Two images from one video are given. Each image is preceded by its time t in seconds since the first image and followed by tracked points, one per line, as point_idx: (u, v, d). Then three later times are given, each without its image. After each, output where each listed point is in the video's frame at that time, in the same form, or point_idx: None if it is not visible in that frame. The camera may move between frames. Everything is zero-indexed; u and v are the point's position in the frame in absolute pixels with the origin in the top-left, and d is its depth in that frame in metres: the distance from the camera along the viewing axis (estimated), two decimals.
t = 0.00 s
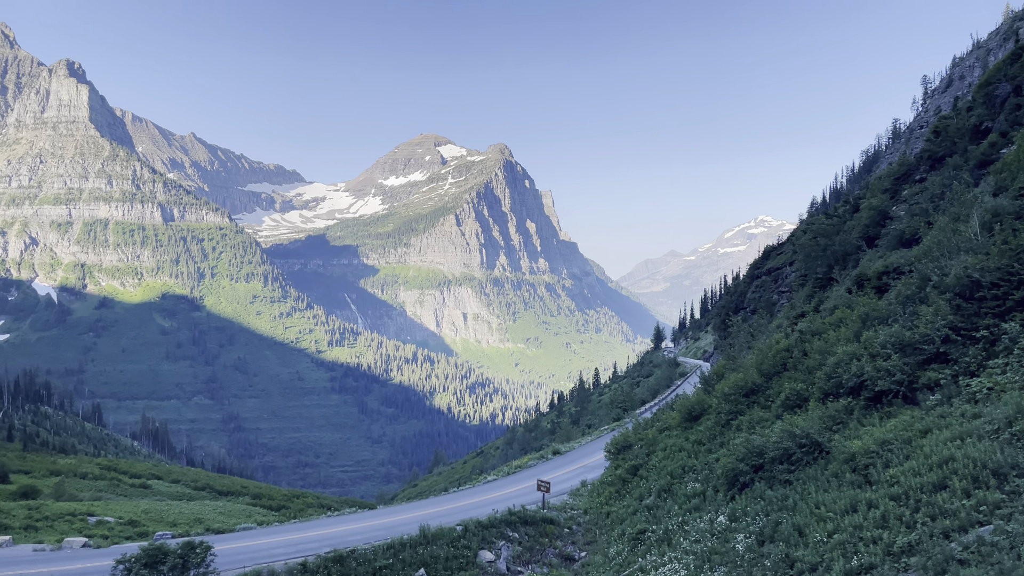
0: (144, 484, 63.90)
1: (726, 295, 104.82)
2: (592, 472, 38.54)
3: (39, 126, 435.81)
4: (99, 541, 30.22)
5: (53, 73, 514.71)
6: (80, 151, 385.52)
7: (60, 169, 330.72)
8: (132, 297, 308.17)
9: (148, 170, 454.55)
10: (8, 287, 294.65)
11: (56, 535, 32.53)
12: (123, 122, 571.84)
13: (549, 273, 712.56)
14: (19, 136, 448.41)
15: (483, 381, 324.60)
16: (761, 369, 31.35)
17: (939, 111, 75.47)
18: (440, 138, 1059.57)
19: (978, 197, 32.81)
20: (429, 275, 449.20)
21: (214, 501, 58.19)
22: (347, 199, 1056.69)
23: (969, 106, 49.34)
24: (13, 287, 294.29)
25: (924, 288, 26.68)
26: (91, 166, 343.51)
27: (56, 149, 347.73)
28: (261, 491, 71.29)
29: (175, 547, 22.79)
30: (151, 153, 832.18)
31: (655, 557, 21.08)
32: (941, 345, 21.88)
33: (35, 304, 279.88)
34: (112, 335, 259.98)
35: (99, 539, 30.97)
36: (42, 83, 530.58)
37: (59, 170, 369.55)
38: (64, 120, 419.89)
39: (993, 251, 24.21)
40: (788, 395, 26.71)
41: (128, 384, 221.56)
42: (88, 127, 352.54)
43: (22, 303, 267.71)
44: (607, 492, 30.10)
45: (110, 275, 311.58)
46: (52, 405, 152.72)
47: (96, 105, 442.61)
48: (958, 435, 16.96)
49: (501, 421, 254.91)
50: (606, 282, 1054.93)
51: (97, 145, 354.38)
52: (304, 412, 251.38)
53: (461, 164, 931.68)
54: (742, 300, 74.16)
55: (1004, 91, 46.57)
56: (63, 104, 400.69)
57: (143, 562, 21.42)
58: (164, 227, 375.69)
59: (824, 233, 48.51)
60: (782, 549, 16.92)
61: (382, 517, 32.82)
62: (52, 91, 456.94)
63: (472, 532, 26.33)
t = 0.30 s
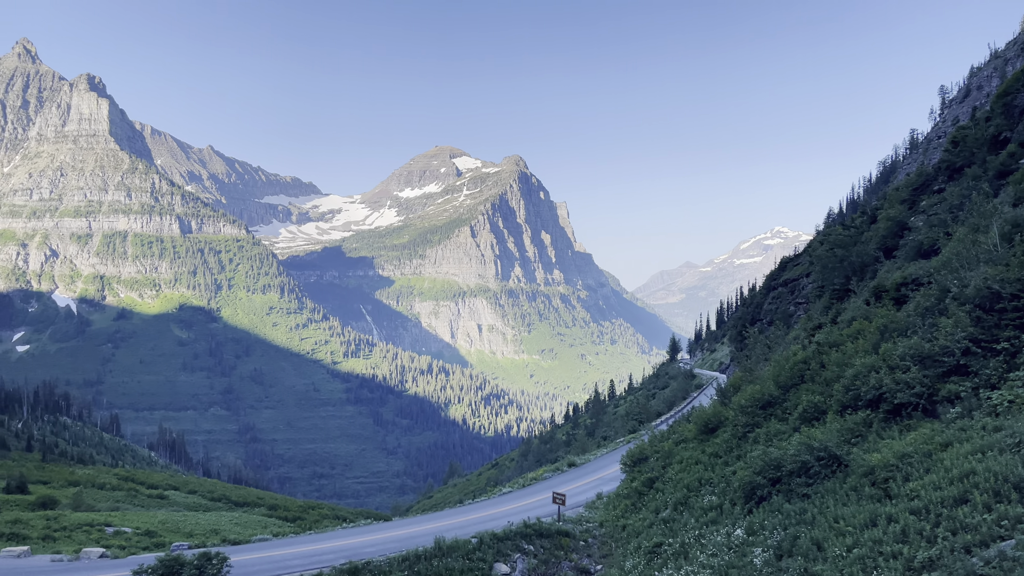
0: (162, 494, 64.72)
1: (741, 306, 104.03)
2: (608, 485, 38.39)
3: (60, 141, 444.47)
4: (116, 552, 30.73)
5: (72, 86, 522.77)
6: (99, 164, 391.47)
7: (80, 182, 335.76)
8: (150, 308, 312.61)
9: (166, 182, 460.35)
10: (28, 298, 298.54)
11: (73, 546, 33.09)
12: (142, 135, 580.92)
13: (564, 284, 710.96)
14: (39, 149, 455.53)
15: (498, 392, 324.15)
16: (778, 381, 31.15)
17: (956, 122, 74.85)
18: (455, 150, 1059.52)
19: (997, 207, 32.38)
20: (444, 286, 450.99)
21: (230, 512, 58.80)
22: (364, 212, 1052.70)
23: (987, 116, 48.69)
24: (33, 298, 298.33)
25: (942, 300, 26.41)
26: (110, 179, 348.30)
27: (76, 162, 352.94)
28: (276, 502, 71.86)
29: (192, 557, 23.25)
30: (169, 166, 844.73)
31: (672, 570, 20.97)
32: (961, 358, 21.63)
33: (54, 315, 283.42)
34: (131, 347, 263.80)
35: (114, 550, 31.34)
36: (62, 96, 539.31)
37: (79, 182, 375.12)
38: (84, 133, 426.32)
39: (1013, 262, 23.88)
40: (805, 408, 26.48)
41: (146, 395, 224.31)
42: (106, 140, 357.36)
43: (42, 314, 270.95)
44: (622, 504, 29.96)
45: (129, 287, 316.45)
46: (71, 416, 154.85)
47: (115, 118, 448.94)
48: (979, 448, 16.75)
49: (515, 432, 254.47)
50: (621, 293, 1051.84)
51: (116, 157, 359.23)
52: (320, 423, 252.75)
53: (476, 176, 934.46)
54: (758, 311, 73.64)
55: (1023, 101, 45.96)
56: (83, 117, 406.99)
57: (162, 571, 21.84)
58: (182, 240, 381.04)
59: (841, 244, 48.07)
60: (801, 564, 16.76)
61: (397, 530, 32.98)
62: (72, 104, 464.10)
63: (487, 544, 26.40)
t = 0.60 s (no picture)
0: (180, 502, 65.87)
1: (759, 314, 103.08)
2: (625, 494, 38.29)
3: (82, 151, 453.20)
4: (134, 559, 31.26)
5: (94, 97, 532.02)
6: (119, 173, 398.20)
7: (101, 192, 342.08)
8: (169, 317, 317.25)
9: (184, 191, 466.77)
10: (49, 306, 303.55)
11: (93, 553, 33.83)
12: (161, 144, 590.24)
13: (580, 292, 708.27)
14: (62, 160, 464.92)
15: (514, 400, 323.47)
16: (797, 390, 30.91)
17: (976, 128, 73.71)
18: (471, 159, 1060.57)
19: (1018, 213, 31.86)
20: (460, 294, 452.49)
21: (247, 519, 59.54)
22: (380, 220, 1058.90)
23: (1008, 122, 47.83)
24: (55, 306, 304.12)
25: (963, 309, 26.08)
26: (130, 188, 354.25)
27: (97, 172, 359.21)
28: (293, 509, 72.61)
29: (212, 565, 23.98)
30: (189, 176, 857.80)
31: None
32: (983, 367, 21.35)
33: (75, 323, 288.12)
34: (150, 354, 267.77)
35: (133, 557, 31.99)
36: (84, 107, 549.03)
37: (100, 192, 381.65)
38: (105, 143, 434.31)
39: None
40: (824, 418, 26.22)
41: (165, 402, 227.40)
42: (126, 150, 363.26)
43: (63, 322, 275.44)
44: (639, 514, 29.85)
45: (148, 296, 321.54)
46: (91, 424, 157.36)
47: (135, 128, 456.35)
48: (1003, 458, 16.50)
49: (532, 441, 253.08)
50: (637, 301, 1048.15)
51: (136, 167, 365.05)
52: (336, 431, 254.32)
53: (491, 184, 935.69)
54: (776, 318, 73.06)
55: None
56: (104, 127, 414.45)
57: None
58: (200, 248, 386.30)
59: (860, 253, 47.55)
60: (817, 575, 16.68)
61: (414, 538, 33.19)
62: (93, 115, 472.60)
63: (503, 553, 26.44)
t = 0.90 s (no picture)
0: (197, 506, 66.71)
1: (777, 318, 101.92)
2: (641, 500, 38.20)
3: (103, 158, 461.14)
4: (153, 563, 31.82)
5: (114, 104, 540.93)
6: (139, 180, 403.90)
7: (121, 199, 347.84)
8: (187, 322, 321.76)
9: (202, 197, 472.23)
10: (70, 311, 308.48)
11: (112, 556, 34.50)
12: (180, 151, 598.40)
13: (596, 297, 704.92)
14: (82, 166, 473.50)
15: (529, 406, 322.78)
16: (814, 396, 30.64)
17: (996, 131, 72.50)
18: (487, 164, 1060.81)
19: None
20: (475, 299, 453.85)
21: (264, 523, 60.26)
22: (396, 226, 1056.65)
23: None
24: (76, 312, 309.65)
25: (983, 314, 25.75)
26: (149, 195, 359.48)
27: (117, 179, 365.32)
28: (308, 514, 73.26)
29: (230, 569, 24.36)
30: (207, 181, 868.53)
31: None
32: (1004, 372, 21.04)
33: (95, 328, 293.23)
34: (168, 359, 271.71)
35: (152, 561, 32.56)
36: (103, 114, 557.28)
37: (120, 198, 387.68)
38: (124, 150, 441.28)
39: None
40: (842, 424, 25.97)
41: (183, 407, 230.36)
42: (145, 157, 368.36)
43: (83, 327, 279.54)
44: (655, 520, 29.77)
45: (167, 301, 326.35)
46: (110, 429, 160.07)
47: (153, 135, 462.19)
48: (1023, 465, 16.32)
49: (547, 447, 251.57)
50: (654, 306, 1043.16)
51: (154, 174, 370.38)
52: (352, 436, 255.82)
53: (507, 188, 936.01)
54: (794, 323, 72.23)
55: None
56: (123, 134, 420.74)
57: None
58: (218, 254, 391.19)
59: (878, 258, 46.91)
60: None
61: (431, 543, 33.45)
62: (113, 122, 480.52)
63: (519, 559, 26.56)
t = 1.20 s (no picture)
0: (214, 507, 67.69)
1: (793, 321, 100.71)
2: (656, 503, 38.14)
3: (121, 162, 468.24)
4: (170, 564, 32.40)
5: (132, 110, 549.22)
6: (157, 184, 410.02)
7: (139, 203, 353.46)
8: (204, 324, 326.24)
9: (218, 201, 477.84)
10: (90, 314, 313.96)
11: (130, 558, 35.22)
12: (196, 155, 606.26)
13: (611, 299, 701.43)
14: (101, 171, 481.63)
15: (544, 409, 322.14)
16: (831, 399, 30.39)
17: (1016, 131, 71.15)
18: (501, 167, 1060.42)
19: None
20: (490, 302, 455.10)
21: (280, 526, 61.04)
22: (410, 228, 1057.50)
23: None
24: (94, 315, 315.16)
25: (1002, 317, 25.45)
26: (166, 199, 365.05)
27: (135, 184, 371.38)
28: (324, 516, 73.88)
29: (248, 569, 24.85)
30: (224, 186, 878.32)
31: None
32: None
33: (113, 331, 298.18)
34: (185, 362, 275.43)
35: (169, 562, 33.18)
36: (122, 118, 566.41)
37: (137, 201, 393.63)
38: (141, 154, 447.92)
39: None
40: (859, 426, 25.77)
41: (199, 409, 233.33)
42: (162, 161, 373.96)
43: (101, 329, 284.34)
44: (671, 524, 29.70)
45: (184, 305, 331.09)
46: (127, 431, 162.86)
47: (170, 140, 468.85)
48: None
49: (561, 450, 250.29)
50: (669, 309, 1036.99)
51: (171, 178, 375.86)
52: (367, 438, 257.23)
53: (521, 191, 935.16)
54: (810, 326, 71.43)
55: None
56: (141, 140, 427.65)
57: None
58: (235, 257, 395.77)
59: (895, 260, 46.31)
60: None
61: (446, 545, 33.72)
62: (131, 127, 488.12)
63: (534, 561, 26.67)
